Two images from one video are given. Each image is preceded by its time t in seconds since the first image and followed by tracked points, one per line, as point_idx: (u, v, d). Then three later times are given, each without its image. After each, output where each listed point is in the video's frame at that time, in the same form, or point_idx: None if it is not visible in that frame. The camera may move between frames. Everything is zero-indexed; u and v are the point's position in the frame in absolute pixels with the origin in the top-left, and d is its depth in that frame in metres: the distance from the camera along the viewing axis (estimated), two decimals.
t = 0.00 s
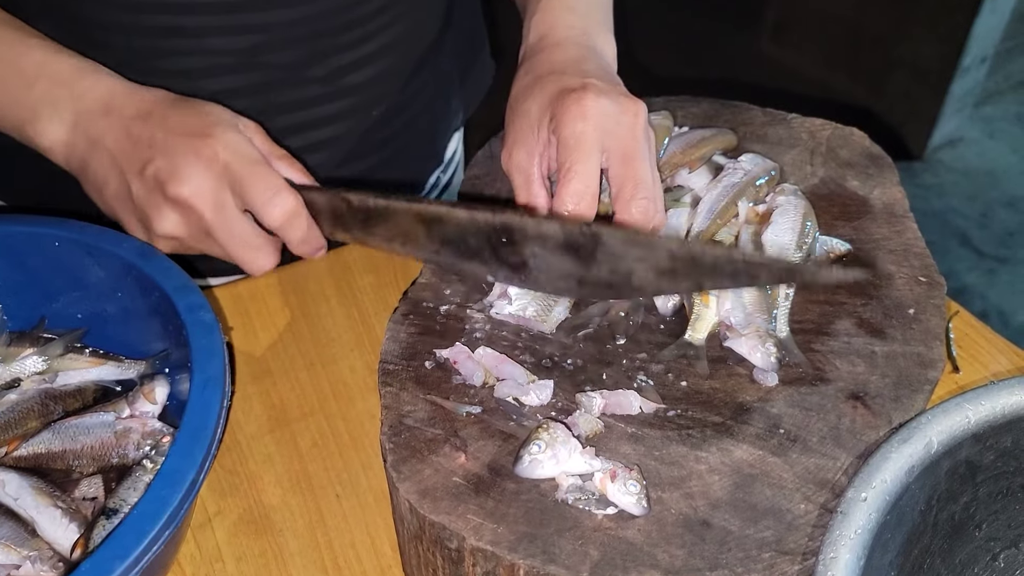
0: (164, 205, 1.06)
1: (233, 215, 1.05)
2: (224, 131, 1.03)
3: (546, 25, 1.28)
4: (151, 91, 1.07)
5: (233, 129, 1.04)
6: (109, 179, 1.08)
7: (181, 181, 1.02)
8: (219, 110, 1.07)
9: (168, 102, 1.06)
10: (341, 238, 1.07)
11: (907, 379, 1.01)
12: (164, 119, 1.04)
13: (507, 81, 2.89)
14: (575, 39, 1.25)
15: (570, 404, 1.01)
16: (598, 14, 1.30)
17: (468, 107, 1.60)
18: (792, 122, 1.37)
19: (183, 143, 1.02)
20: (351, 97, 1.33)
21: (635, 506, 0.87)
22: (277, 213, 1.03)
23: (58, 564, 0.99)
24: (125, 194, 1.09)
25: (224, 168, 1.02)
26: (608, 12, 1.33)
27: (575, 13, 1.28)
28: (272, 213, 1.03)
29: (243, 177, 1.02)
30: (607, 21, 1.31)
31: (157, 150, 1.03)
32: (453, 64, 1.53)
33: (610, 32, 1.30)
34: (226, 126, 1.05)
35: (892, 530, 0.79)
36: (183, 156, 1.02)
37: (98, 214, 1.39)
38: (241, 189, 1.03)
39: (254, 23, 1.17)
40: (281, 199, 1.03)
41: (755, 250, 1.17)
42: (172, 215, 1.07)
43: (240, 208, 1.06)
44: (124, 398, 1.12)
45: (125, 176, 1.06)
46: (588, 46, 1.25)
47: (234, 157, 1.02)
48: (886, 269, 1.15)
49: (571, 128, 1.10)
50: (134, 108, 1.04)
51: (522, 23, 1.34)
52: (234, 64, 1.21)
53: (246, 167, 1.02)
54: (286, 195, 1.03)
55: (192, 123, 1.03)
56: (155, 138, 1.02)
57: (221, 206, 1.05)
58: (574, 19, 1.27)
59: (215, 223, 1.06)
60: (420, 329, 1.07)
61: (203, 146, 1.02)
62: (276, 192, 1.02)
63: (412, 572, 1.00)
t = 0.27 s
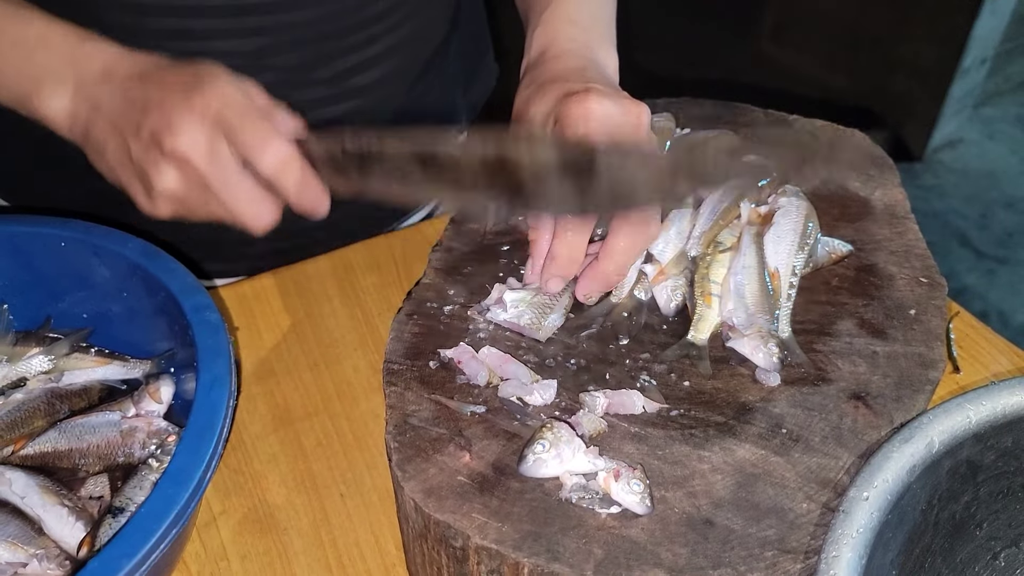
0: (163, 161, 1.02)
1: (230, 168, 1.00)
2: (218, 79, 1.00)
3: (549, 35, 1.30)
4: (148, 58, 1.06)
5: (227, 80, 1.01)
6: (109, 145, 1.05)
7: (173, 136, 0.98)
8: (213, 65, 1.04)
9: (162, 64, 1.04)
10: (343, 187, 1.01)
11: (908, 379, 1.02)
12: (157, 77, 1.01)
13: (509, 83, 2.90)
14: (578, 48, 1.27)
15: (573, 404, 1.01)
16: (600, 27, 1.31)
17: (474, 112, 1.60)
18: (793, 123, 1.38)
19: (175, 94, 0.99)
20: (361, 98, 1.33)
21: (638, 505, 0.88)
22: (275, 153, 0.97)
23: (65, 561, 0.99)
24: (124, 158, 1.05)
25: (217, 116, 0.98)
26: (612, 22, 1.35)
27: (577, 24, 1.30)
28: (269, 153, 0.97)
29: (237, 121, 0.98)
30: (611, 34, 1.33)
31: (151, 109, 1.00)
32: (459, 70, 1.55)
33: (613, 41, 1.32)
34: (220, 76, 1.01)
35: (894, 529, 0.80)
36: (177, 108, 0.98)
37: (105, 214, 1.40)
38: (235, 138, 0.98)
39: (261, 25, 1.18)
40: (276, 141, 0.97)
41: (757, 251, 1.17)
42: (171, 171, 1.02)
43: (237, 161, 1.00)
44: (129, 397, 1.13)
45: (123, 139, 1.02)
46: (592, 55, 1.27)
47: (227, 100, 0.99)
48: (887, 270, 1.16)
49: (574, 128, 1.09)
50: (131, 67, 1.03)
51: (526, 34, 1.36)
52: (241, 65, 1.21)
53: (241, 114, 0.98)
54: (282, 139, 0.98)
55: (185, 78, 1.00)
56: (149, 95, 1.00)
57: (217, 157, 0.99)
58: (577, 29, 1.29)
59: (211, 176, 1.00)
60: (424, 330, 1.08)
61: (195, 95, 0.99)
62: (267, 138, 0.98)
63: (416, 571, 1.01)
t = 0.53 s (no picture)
0: (184, 226, 1.10)
1: (251, 243, 1.10)
2: (251, 162, 1.08)
3: (550, 35, 1.29)
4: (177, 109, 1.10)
5: (259, 161, 1.09)
6: (132, 193, 1.10)
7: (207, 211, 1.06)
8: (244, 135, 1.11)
9: (198, 123, 1.09)
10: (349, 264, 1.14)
11: (905, 376, 1.02)
12: (193, 144, 1.07)
13: (512, 79, 2.90)
14: (578, 51, 1.26)
15: (568, 406, 1.01)
16: (601, 28, 1.30)
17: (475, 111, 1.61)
18: (792, 119, 1.38)
19: (213, 172, 1.06)
20: (360, 100, 1.34)
21: (631, 507, 0.88)
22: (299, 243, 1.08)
23: (65, 561, 1.00)
24: (147, 210, 1.11)
25: (249, 198, 1.07)
26: (613, 20, 1.34)
27: (578, 25, 1.29)
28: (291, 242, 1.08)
29: (267, 209, 1.07)
30: (612, 34, 1.31)
31: (185, 174, 1.07)
32: (463, 72, 1.55)
33: (614, 41, 1.31)
34: (252, 156, 1.09)
35: (891, 529, 0.80)
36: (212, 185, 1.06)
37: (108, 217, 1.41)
38: (264, 220, 1.08)
39: (259, 29, 1.19)
40: (301, 232, 1.08)
41: (754, 249, 1.16)
42: (191, 236, 1.10)
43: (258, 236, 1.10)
44: (130, 397, 1.13)
45: (149, 194, 1.09)
46: (592, 57, 1.26)
47: (260, 187, 1.07)
48: (884, 266, 1.15)
49: (573, 133, 1.10)
50: (165, 125, 1.07)
51: (527, 35, 1.35)
52: (240, 68, 1.22)
53: (274, 201, 1.07)
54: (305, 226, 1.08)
55: (221, 152, 1.07)
56: (184, 162, 1.06)
57: (240, 233, 1.09)
58: (578, 30, 1.29)
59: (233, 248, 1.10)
60: (420, 332, 1.08)
61: (230, 175, 1.07)
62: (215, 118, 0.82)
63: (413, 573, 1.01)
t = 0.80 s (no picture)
0: (174, 221, 1.09)
1: (242, 236, 1.09)
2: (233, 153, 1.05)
3: (548, 33, 1.29)
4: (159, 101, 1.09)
5: (242, 151, 1.06)
6: (119, 191, 1.10)
7: (191, 207, 1.05)
8: (226, 123, 1.08)
9: (175, 115, 1.07)
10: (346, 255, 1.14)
11: (904, 378, 1.02)
12: (172, 138, 1.05)
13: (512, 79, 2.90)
14: (577, 48, 1.26)
15: (569, 403, 1.01)
16: (601, 24, 1.30)
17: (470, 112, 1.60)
18: (791, 122, 1.38)
19: (193, 167, 1.04)
20: (358, 96, 1.34)
21: (633, 503, 0.88)
22: (286, 237, 1.06)
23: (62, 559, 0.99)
24: (136, 207, 1.12)
25: (232, 192, 1.05)
26: (612, 18, 1.34)
27: (577, 22, 1.29)
28: (278, 235, 1.06)
29: (251, 203, 1.05)
30: (611, 31, 1.31)
31: (167, 171, 1.06)
32: (463, 69, 1.54)
33: (614, 38, 1.31)
34: (234, 145, 1.06)
35: (890, 525, 0.80)
36: (195, 181, 1.05)
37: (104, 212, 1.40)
38: (251, 214, 1.06)
39: (258, 24, 1.18)
40: (289, 226, 1.06)
41: (754, 250, 1.17)
42: (182, 231, 1.10)
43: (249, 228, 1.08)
44: (128, 395, 1.12)
45: (135, 192, 1.09)
46: (591, 54, 1.26)
47: (242, 180, 1.04)
48: (883, 268, 1.16)
49: (569, 131, 1.10)
50: (143, 121, 1.06)
51: (525, 31, 1.35)
52: (240, 63, 1.22)
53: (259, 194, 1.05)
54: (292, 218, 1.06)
55: (200, 144, 1.05)
56: (164, 158, 1.05)
57: (229, 227, 1.08)
58: (576, 27, 1.29)
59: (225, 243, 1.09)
60: (420, 328, 1.08)
61: (212, 169, 1.04)
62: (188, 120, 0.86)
63: (412, 569, 1.01)
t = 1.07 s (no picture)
0: (156, 204, 1.07)
1: (221, 213, 1.06)
2: (213, 130, 1.03)
3: (547, 30, 1.29)
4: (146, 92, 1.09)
5: (223, 128, 1.04)
6: (103, 179, 1.10)
7: (168, 182, 1.03)
8: (212, 109, 1.07)
9: (160, 102, 1.07)
10: (332, 235, 1.03)
11: (898, 378, 1.02)
12: (154, 120, 1.05)
13: (511, 80, 2.90)
14: (575, 46, 1.26)
15: (563, 404, 1.01)
16: (599, 23, 1.31)
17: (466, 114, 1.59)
18: (786, 123, 1.38)
19: (171, 143, 1.03)
20: (353, 99, 1.34)
21: (627, 504, 0.88)
22: (261, 209, 1.01)
23: (55, 563, 0.99)
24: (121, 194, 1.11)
25: (209, 167, 1.03)
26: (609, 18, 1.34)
27: (575, 21, 1.29)
28: (254, 209, 1.01)
29: (226, 173, 1.01)
30: (608, 31, 1.32)
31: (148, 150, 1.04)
32: (460, 70, 1.55)
33: (611, 39, 1.31)
34: (216, 126, 1.05)
35: (884, 526, 0.80)
36: (172, 156, 1.02)
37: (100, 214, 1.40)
38: (227, 187, 1.02)
39: (253, 27, 1.18)
40: (263, 198, 1.01)
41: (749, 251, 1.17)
42: (163, 214, 1.08)
43: (229, 207, 1.05)
44: (122, 398, 1.12)
45: (117, 176, 1.08)
46: (589, 53, 1.26)
47: (220, 154, 1.02)
48: (878, 269, 1.16)
49: (565, 129, 1.11)
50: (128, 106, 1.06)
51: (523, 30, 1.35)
52: (235, 66, 1.22)
53: (235, 165, 1.02)
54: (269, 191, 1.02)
55: (181, 124, 1.04)
56: (145, 137, 1.04)
57: (210, 204, 1.05)
58: (575, 25, 1.29)
59: (205, 221, 1.06)
60: (414, 330, 1.08)
61: (190, 145, 1.02)
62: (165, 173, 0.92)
63: (407, 571, 1.01)
